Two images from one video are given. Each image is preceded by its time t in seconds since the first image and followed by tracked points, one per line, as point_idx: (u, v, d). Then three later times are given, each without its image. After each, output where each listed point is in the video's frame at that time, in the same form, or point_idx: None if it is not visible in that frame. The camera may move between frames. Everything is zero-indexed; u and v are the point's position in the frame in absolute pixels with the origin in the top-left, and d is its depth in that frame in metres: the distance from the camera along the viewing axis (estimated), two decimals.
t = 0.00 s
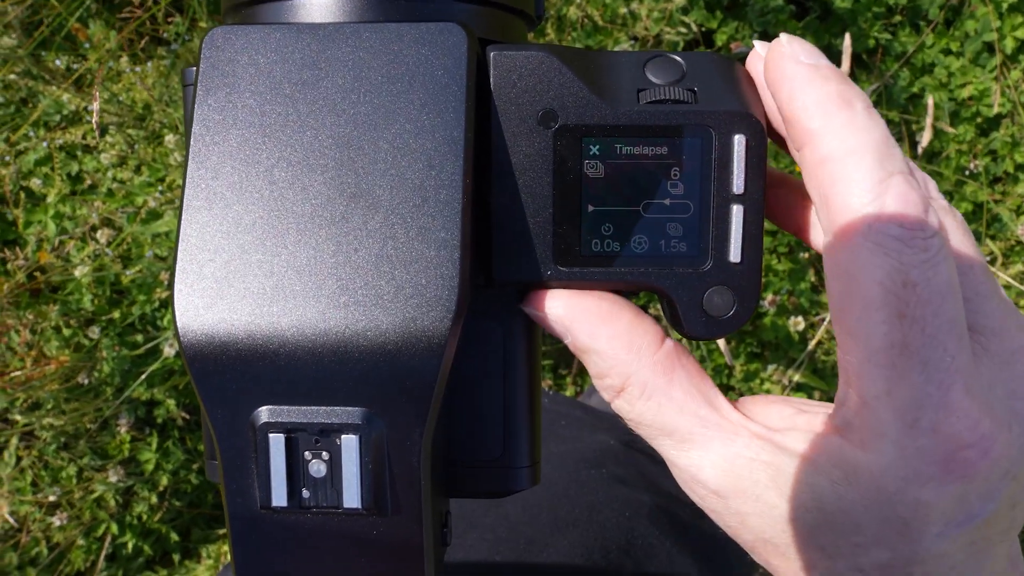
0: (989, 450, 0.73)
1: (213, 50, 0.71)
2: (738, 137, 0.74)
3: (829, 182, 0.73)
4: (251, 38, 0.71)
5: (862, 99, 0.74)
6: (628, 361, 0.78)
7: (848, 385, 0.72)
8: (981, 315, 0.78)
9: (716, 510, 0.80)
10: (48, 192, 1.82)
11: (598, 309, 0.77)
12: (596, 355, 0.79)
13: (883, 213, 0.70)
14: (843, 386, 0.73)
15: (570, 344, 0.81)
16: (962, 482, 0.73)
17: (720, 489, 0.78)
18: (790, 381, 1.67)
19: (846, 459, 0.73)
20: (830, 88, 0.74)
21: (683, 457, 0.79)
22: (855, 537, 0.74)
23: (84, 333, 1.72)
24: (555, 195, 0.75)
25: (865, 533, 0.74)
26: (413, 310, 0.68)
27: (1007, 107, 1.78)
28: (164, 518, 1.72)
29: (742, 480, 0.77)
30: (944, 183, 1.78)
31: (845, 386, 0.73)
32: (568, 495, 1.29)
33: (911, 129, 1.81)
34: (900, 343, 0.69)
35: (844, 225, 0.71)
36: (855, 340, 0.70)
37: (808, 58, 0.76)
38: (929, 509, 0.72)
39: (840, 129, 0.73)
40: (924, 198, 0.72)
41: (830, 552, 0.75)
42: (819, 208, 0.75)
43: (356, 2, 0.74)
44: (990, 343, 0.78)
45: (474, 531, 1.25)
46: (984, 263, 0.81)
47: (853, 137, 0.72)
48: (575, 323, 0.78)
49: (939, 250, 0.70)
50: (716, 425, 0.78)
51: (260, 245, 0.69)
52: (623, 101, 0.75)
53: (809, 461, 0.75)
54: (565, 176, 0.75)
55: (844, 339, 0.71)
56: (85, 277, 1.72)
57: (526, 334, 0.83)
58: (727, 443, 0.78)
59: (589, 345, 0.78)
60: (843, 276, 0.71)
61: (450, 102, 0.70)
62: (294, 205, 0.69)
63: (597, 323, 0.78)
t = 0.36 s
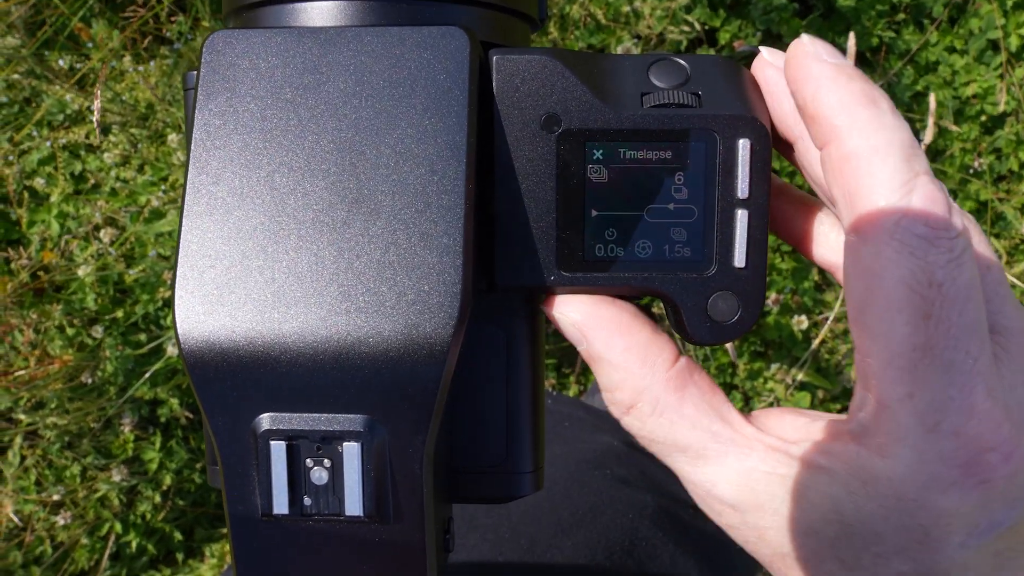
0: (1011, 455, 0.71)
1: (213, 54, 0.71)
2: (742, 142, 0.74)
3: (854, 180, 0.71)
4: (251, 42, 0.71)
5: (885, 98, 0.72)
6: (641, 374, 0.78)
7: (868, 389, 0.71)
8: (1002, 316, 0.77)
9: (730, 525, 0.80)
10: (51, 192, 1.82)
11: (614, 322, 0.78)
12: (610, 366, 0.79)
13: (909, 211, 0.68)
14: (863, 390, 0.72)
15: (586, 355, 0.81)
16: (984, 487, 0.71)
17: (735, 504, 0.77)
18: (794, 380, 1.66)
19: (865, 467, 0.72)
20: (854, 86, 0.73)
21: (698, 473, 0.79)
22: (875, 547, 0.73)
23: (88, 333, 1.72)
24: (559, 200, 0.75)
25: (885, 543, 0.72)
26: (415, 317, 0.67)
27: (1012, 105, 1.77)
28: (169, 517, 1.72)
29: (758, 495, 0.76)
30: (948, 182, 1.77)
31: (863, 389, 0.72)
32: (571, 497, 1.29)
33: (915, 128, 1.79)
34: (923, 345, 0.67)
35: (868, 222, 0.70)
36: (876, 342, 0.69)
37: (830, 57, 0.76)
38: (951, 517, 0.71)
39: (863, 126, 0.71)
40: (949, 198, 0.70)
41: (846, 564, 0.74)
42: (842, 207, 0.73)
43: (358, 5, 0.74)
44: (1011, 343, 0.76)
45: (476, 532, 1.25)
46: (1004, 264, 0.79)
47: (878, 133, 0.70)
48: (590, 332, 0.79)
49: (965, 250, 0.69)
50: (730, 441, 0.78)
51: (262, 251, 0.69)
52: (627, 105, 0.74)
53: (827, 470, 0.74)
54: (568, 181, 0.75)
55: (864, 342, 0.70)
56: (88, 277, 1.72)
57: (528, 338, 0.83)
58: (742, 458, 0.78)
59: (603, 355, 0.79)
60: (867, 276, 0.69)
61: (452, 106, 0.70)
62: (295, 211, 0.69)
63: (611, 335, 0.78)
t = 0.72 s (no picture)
0: (974, 443, 0.71)
1: (199, 49, 0.71)
2: (726, 135, 0.74)
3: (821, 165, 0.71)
4: (237, 37, 0.71)
5: (860, 83, 0.72)
6: (607, 363, 0.78)
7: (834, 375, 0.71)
8: (966, 304, 0.77)
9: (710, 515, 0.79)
10: (55, 192, 1.82)
11: (570, 316, 0.79)
12: (580, 365, 0.79)
13: (872, 199, 0.69)
14: (829, 376, 0.72)
15: (556, 360, 0.80)
16: (948, 476, 0.71)
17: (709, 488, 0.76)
18: (796, 379, 1.66)
19: (830, 454, 0.72)
20: (828, 69, 0.73)
21: (671, 457, 0.78)
22: (842, 535, 0.73)
23: (91, 333, 1.73)
24: (543, 193, 0.75)
25: (851, 531, 0.72)
26: (397, 309, 0.68)
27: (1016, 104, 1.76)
28: (171, 518, 1.70)
29: (728, 479, 0.76)
30: (951, 181, 1.76)
31: (829, 375, 0.71)
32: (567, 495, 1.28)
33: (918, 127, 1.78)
34: (887, 332, 0.67)
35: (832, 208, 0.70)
36: (840, 328, 0.69)
37: (808, 39, 0.75)
38: (915, 506, 0.71)
39: (834, 110, 0.71)
40: (914, 185, 0.70)
41: (824, 554, 0.74)
42: (809, 191, 0.73)
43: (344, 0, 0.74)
44: (978, 333, 0.76)
45: (475, 526, 1.25)
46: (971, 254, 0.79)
47: (847, 117, 0.70)
48: (552, 334, 0.79)
49: (929, 238, 0.68)
50: (700, 421, 0.77)
51: (245, 244, 0.69)
52: (611, 98, 0.75)
53: (801, 461, 0.73)
54: (553, 174, 0.75)
55: (829, 327, 0.70)
56: (92, 277, 1.72)
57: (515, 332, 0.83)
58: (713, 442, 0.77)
59: (569, 352, 0.79)
60: (830, 262, 0.69)
61: (436, 100, 0.70)
62: (278, 204, 0.69)
63: (573, 329, 0.78)
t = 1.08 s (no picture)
0: (998, 438, 0.70)
1: (200, 45, 0.71)
2: (732, 130, 0.74)
3: (835, 160, 0.71)
4: (237, 33, 0.71)
5: (869, 78, 0.72)
6: (627, 369, 0.78)
7: (852, 372, 0.70)
8: (986, 298, 0.76)
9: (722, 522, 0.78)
10: (56, 192, 1.82)
11: (602, 313, 0.79)
12: (595, 362, 0.80)
13: (888, 192, 0.69)
14: (846, 373, 0.71)
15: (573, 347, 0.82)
16: (971, 472, 0.70)
17: (725, 499, 0.77)
18: (798, 380, 1.67)
19: (850, 452, 0.71)
20: (837, 65, 0.73)
21: (688, 469, 0.78)
22: (865, 540, 0.72)
23: (91, 333, 1.72)
24: (547, 189, 0.74)
25: (875, 534, 0.72)
26: (400, 305, 0.67)
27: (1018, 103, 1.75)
28: (172, 518, 1.70)
29: (746, 488, 0.76)
30: (953, 180, 1.76)
31: (847, 373, 0.71)
32: (571, 496, 1.28)
33: (920, 126, 1.78)
34: (905, 327, 0.67)
35: (848, 204, 0.70)
36: (857, 325, 0.68)
37: (814, 37, 0.75)
38: (938, 505, 0.70)
39: (845, 105, 0.71)
40: (930, 179, 0.70)
41: (842, 558, 0.73)
42: (824, 189, 0.73)
43: None
44: (997, 328, 0.75)
45: (477, 531, 1.23)
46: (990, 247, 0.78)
47: (859, 113, 0.70)
48: (575, 322, 0.79)
49: (946, 231, 0.68)
50: (718, 436, 0.78)
51: (246, 240, 0.69)
52: (616, 94, 0.74)
53: (814, 460, 0.73)
54: (557, 170, 0.74)
55: (847, 324, 0.69)
56: (93, 277, 1.72)
57: (518, 331, 0.82)
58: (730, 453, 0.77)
59: (588, 347, 0.79)
60: (848, 259, 0.69)
61: (439, 94, 0.69)
62: (279, 200, 0.69)
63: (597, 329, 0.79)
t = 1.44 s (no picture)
0: (983, 446, 0.71)
1: (202, 43, 0.71)
2: (731, 129, 0.74)
3: (824, 168, 0.71)
4: (240, 31, 0.71)
5: (863, 82, 0.71)
6: (612, 387, 0.77)
7: (840, 381, 0.70)
8: (976, 306, 0.76)
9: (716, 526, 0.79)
10: (54, 192, 1.81)
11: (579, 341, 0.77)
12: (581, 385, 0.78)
13: (874, 201, 0.68)
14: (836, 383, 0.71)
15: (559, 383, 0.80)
16: (958, 481, 0.71)
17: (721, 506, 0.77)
18: (798, 380, 1.67)
19: (838, 459, 0.71)
20: (831, 69, 0.72)
21: (682, 476, 0.78)
22: (856, 545, 0.73)
23: (90, 333, 1.72)
24: (547, 187, 0.74)
25: (866, 539, 0.72)
26: (402, 303, 0.67)
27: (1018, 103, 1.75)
28: (171, 518, 1.70)
29: (743, 495, 0.76)
30: (952, 180, 1.76)
31: (836, 382, 0.71)
32: (570, 495, 1.27)
33: (920, 126, 1.78)
34: (891, 336, 0.66)
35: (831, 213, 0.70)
36: (844, 335, 0.68)
37: (811, 38, 0.74)
38: (926, 511, 0.71)
39: (836, 111, 0.70)
40: (919, 188, 0.70)
41: (836, 564, 0.74)
42: (812, 195, 0.73)
43: None
44: (986, 336, 0.75)
45: (476, 532, 1.24)
46: (982, 256, 0.78)
47: (850, 119, 0.70)
48: (554, 359, 0.78)
49: (934, 240, 0.68)
50: (708, 440, 0.77)
51: (248, 237, 0.69)
52: (615, 92, 0.74)
53: (807, 465, 0.73)
54: (556, 168, 0.74)
55: (835, 335, 0.69)
56: (91, 277, 1.71)
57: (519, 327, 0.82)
58: (721, 457, 0.77)
59: (571, 377, 0.78)
60: (834, 269, 0.69)
61: (440, 92, 0.69)
62: (282, 198, 0.69)
63: (577, 357, 0.77)
